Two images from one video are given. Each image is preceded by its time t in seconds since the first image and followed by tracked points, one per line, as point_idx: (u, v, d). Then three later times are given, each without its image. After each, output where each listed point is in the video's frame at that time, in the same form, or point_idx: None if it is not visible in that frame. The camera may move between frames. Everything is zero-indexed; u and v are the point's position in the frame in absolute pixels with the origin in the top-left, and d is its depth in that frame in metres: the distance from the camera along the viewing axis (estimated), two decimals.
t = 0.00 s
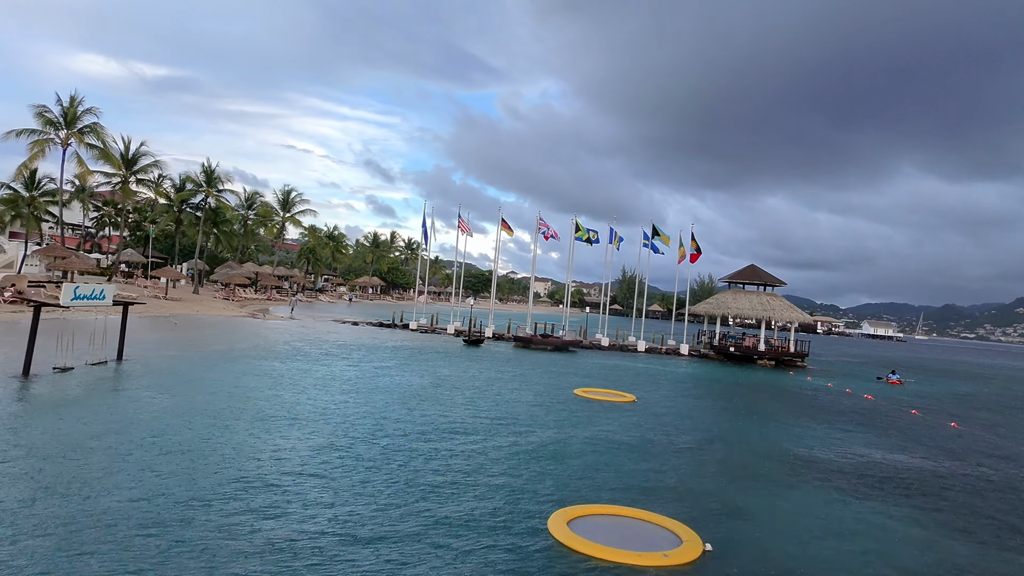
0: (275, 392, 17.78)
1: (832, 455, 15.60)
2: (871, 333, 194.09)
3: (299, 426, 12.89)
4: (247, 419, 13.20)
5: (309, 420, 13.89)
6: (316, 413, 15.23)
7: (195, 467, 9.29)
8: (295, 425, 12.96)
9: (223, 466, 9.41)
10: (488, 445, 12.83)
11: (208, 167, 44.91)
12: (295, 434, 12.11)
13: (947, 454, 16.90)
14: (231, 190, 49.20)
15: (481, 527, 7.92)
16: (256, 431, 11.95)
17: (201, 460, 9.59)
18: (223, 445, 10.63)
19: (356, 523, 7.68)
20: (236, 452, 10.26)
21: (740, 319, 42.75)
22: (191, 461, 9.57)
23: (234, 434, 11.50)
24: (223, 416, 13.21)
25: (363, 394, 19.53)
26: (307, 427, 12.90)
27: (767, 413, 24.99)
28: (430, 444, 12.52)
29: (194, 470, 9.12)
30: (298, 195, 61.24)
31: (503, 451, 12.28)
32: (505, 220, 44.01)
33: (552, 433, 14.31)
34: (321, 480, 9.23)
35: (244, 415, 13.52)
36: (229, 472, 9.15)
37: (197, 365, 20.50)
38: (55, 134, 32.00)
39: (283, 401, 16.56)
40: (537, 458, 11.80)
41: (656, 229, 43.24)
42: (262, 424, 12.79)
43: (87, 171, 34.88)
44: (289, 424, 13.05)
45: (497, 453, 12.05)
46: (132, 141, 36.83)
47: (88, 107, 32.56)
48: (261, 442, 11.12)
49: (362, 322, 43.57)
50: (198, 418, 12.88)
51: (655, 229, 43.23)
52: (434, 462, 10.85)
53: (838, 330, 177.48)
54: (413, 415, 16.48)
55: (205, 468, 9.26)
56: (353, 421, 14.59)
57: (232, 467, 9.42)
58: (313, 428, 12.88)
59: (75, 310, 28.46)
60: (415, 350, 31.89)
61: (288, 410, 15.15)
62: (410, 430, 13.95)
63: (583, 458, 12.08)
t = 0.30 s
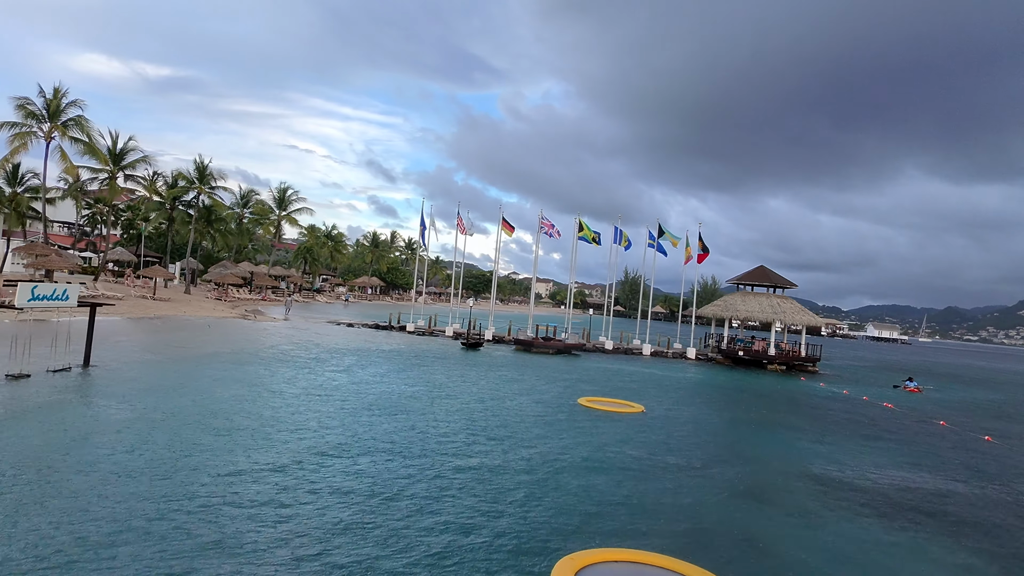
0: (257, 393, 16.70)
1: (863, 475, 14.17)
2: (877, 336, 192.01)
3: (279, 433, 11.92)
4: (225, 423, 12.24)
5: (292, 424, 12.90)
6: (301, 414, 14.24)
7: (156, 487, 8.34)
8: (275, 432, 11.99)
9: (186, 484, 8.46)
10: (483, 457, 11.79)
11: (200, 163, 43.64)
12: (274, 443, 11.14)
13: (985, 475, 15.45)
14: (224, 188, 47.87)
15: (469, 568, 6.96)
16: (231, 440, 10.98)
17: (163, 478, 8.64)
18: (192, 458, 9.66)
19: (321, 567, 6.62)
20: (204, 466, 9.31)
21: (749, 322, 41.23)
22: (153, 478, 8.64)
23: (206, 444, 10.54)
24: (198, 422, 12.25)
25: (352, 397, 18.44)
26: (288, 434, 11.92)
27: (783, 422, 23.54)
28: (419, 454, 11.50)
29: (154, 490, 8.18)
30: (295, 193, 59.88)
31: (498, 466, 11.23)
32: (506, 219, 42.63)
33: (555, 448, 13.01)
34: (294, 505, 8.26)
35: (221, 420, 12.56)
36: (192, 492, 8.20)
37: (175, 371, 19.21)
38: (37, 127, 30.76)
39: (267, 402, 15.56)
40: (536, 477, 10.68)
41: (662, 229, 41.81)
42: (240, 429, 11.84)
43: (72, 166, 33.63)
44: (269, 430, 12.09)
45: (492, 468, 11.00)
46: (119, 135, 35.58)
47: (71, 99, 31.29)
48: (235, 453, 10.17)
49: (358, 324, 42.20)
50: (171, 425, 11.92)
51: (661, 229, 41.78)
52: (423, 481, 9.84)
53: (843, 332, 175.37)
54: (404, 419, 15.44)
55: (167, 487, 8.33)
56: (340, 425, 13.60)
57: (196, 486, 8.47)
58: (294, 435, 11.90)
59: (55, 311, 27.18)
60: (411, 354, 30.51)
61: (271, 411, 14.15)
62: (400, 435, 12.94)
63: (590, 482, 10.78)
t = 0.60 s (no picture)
0: (243, 401, 15.66)
1: (900, 502, 12.77)
2: (880, 337, 190.36)
3: (260, 447, 10.95)
4: (201, 438, 11.28)
5: (276, 436, 11.93)
6: (287, 424, 13.26)
7: (99, 524, 7.25)
8: (256, 445, 11.02)
9: (141, 517, 7.47)
10: (481, 474, 10.74)
11: (191, 159, 42.39)
12: (253, 458, 10.18)
13: None
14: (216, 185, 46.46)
15: None
16: (205, 455, 10.03)
17: (117, 509, 7.65)
18: (156, 479, 8.72)
19: None
20: (167, 490, 8.36)
21: (758, 324, 39.78)
22: (98, 512, 7.54)
23: (176, 461, 9.59)
24: (173, 435, 11.30)
25: (346, 402, 17.38)
26: (270, 448, 10.95)
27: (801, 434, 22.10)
28: (412, 471, 10.50)
29: (96, 529, 7.08)
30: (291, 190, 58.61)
31: (497, 485, 10.19)
32: (507, 218, 41.25)
33: (558, 469, 11.73)
34: (262, 539, 7.31)
35: (199, 433, 11.59)
36: (140, 532, 7.11)
37: (151, 379, 17.77)
38: (16, 118, 29.47)
39: (254, 410, 14.56)
40: (538, 505, 9.54)
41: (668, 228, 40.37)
42: (217, 443, 10.88)
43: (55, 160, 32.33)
44: (249, 444, 11.12)
45: (490, 490, 9.95)
46: (104, 129, 34.32)
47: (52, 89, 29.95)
48: (206, 472, 9.21)
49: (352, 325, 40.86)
50: (142, 439, 10.98)
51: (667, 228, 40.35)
52: (412, 505, 8.85)
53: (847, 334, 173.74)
54: (400, 427, 14.40)
55: (112, 524, 7.23)
56: (329, 435, 12.61)
57: (154, 516, 7.54)
58: (277, 449, 10.94)
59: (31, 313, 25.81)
60: (406, 358, 29.08)
61: (255, 421, 13.18)
62: (393, 447, 11.94)
63: (598, 516, 9.47)
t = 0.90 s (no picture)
0: (229, 411, 14.30)
1: (949, 535, 11.39)
2: (884, 338, 188.77)
3: (239, 475, 9.56)
4: (175, 460, 9.93)
5: (260, 458, 10.57)
6: (276, 441, 11.90)
7: None
8: (234, 472, 9.63)
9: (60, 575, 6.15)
10: (491, 510, 9.29)
11: (181, 155, 41.05)
12: (228, 491, 8.81)
13: None
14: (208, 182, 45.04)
15: None
16: (174, 487, 8.68)
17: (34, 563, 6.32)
18: (93, 520, 7.39)
19: None
20: (103, 536, 7.03)
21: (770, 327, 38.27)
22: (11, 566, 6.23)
23: (137, 495, 8.23)
24: (143, 456, 9.97)
25: (343, 409, 15.97)
26: (250, 476, 9.56)
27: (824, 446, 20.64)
28: (411, 508, 9.04)
29: None
30: (286, 188, 57.20)
31: (509, 527, 8.72)
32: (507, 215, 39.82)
33: (569, 499, 10.27)
34: None
35: (173, 454, 10.26)
36: None
37: (121, 388, 16.36)
38: None
39: (240, 422, 13.22)
40: (548, 552, 8.09)
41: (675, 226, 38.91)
42: (189, 470, 9.49)
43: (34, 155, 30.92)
44: (227, 469, 9.74)
45: (493, 532, 8.50)
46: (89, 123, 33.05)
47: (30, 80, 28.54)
48: (169, 513, 7.83)
49: (347, 327, 39.41)
50: (94, 461, 9.66)
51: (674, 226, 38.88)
52: (393, 554, 7.50)
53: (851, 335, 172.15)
54: (401, 440, 12.99)
55: None
56: (320, 456, 11.20)
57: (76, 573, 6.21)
58: (257, 477, 9.55)
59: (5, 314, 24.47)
60: (401, 363, 27.65)
61: (239, 437, 11.81)
62: (379, 472, 10.57)
63: (615, 562, 8.04)
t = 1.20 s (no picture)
0: (200, 427, 13.08)
1: None
2: (886, 338, 187.58)
3: (178, 516, 8.23)
4: (111, 499, 8.65)
5: (214, 490, 9.29)
6: (241, 465, 10.65)
7: None
8: (174, 513, 8.31)
9: None
10: (471, 558, 7.91)
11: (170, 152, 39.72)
12: (169, 534, 7.66)
13: None
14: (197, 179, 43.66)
15: None
16: (108, 532, 7.57)
17: None
18: None
19: None
20: None
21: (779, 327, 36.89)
22: None
23: (62, 547, 7.11)
24: (79, 494, 8.76)
25: (329, 422, 14.71)
26: (191, 518, 8.22)
27: (846, 455, 19.27)
28: (378, 554, 7.75)
29: None
30: (280, 186, 55.86)
31: None
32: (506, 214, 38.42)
33: (570, 534, 9.04)
34: None
35: (111, 491, 8.99)
36: None
37: (85, 399, 15.02)
38: None
39: (208, 441, 12.00)
40: None
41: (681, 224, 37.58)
42: (123, 513, 8.21)
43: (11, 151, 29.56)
44: (166, 509, 8.42)
45: None
46: (70, 116, 31.69)
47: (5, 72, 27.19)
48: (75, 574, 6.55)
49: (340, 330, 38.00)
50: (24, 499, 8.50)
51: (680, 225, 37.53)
52: None
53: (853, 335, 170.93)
54: (385, 460, 11.68)
55: None
56: (287, 484, 9.90)
57: None
58: (198, 518, 8.19)
59: None
60: (396, 369, 26.27)
61: (199, 463, 10.58)
62: (350, 501, 9.41)
63: None
